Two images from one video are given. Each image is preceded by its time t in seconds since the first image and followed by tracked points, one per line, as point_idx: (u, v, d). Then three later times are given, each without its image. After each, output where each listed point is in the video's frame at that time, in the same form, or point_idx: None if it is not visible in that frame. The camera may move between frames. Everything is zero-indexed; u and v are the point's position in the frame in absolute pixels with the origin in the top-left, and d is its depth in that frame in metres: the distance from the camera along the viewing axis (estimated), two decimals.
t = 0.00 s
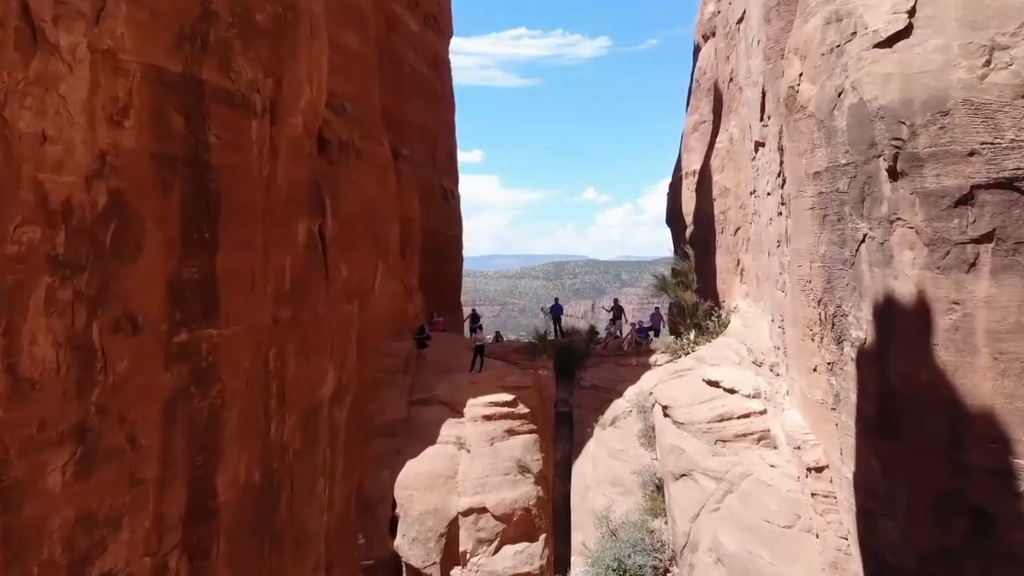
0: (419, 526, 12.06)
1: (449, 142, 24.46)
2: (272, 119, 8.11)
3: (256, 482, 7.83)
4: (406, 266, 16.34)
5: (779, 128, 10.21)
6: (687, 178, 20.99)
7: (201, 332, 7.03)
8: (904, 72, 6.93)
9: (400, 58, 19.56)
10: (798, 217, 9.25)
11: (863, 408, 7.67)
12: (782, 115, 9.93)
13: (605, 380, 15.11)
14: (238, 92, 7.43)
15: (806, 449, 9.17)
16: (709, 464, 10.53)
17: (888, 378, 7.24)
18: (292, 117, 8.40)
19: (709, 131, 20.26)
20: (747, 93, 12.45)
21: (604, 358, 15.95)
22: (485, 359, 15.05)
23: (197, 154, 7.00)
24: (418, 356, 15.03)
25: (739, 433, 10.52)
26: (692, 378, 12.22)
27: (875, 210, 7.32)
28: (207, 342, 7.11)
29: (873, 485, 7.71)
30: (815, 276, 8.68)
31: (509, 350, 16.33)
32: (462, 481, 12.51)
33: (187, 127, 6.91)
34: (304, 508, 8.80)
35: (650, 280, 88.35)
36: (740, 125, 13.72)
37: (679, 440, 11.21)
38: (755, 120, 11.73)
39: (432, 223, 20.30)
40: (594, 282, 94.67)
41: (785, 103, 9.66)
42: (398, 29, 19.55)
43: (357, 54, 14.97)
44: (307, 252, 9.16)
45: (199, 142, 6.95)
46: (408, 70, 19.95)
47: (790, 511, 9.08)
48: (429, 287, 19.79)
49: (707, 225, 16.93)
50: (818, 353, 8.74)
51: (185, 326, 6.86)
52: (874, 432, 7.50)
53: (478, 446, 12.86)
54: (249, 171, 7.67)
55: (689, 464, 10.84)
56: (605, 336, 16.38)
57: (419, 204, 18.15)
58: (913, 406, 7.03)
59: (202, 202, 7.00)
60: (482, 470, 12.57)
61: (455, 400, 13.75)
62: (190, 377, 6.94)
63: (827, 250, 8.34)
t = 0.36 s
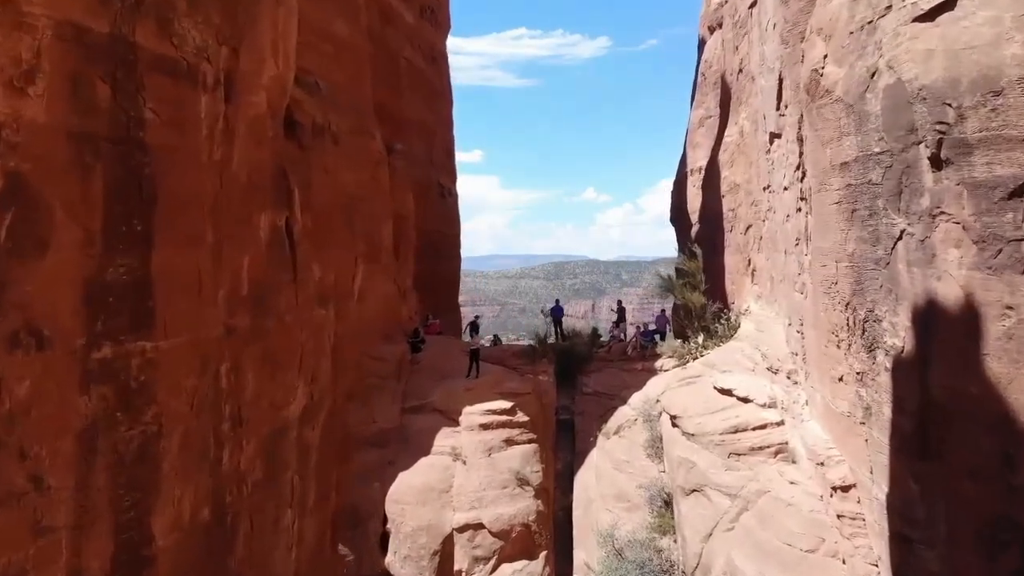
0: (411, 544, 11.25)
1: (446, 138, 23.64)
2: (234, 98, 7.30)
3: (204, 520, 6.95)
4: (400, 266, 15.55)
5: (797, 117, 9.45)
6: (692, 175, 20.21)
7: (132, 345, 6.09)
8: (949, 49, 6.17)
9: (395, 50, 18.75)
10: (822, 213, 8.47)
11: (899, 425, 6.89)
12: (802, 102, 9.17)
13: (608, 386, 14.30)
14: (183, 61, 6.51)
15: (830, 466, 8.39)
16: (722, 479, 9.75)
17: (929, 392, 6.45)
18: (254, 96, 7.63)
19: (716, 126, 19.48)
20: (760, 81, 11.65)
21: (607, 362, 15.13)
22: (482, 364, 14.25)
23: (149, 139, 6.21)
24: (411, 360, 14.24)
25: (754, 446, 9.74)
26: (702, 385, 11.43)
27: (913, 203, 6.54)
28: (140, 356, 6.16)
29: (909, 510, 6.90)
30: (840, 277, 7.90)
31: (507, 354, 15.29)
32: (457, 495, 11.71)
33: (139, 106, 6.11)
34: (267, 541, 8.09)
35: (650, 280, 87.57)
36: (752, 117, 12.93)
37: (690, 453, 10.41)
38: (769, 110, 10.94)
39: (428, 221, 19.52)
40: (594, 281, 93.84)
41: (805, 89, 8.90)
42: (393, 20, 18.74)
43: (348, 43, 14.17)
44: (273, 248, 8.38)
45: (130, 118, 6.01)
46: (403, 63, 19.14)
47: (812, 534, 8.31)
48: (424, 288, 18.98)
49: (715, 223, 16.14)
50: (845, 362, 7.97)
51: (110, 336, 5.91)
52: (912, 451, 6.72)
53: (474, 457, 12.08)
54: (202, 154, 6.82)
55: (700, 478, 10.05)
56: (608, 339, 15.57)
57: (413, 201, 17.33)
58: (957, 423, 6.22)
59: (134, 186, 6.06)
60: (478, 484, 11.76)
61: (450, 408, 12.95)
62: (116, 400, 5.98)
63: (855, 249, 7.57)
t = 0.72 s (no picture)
0: (404, 562, 10.36)
1: (444, 135, 22.94)
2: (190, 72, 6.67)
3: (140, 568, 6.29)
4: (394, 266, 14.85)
5: (818, 106, 8.78)
6: (698, 173, 19.50)
7: (47, 365, 5.33)
8: (999, 21, 5.39)
9: (391, 43, 18.06)
10: (847, 209, 7.79)
11: (940, 443, 6.19)
12: (823, 90, 8.51)
13: (611, 392, 13.56)
14: (114, 23, 5.72)
15: (857, 485, 7.71)
16: (736, 495, 9.03)
17: (975, 406, 5.71)
18: (209, 67, 6.99)
19: (723, 121, 18.78)
20: (774, 71, 10.97)
21: (611, 366, 14.38)
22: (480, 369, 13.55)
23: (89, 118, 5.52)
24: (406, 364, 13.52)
25: (771, 460, 9.03)
26: (713, 393, 10.74)
27: (958, 195, 5.83)
28: (55, 379, 5.39)
29: (952, 538, 6.15)
30: (870, 279, 7.22)
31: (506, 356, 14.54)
32: (452, 510, 10.89)
33: (78, 82, 5.43)
34: None
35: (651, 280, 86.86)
36: (765, 110, 12.24)
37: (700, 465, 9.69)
38: (785, 100, 10.26)
39: (424, 220, 18.83)
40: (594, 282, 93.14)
41: (828, 75, 8.23)
42: (389, 13, 18.05)
43: (339, 33, 13.47)
44: (233, 242, 7.74)
45: (46, 87, 5.21)
46: (399, 57, 18.45)
47: (838, 558, 7.55)
48: (420, 289, 18.26)
49: (723, 222, 15.43)
50: (875, 371, 7.29)
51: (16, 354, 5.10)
52: (955, 471, 6.00)
53: (471, 469, 11.35)
54: (140, 134, 6.09)
55: (713, 494, 9.31)
56: (612, 342, 14.85)
57: (408, 199, 16.61)
58: (1004, 441, 5.43)
59: (48, 171, 5.27)
60: (475, 497, 11.00)
61: (446, 416, 12.22)
62: (21, 432, 5.16)
63: (887, 248, 6.89)
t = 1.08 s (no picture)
0: None
1: (440, 131, 22.13)
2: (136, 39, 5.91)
3: None
4: (387, 267, 14.07)
5: (848, 90, 7.97)
6: (705, 169, 18.66)
7: None
8: None
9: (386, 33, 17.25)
10: (885, 203, 6.98)
11: (999, 470, 5.36)
12: (855, 73, 7.70)
13: (616, 400, 12.72)
14: None
15: (896, 512, 6.90)
16: (756, 517, 8.22)
17: None
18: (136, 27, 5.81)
19: (731, 116, 17.94)
20: (793, 56, 10.17)
21: (615, 372, 13.53)
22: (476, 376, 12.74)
23: None
24: (397, 371, 12.69)
25: (794, 479, 8.23)
26: (729, 404, 9.92)
27: None
28: None
29: None
30: (914, 282, 6.41)
31: (505, 364, 13.63)
32: (446, 530, 10.00)
33: None
34: None
35: (652, 281, 86.06)
36: (780, 100, 11.45)
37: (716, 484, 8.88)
38: (806, 87, 9.46)
39: (419, 218, 18.01)
40: (594, 282, 92.33)
41: (861, 55, 7.42)
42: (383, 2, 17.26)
43: (326, 19, 12.67)
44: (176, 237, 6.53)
45: None
46: (394, 48, 17.64)
47: None
48: (414, 291, 17.45)
49: (734, 220, 14.59)
50: (918, 386, 6.48)
51: None
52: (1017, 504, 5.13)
53: (467, 486, 10.51)
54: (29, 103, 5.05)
55: (729, 516, 8.51)
56: (617, 347, 13.96)
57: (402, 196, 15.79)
58: None
59: None
60: (471, 516, 10.15)
61: (439, 427, 11.40)
62: None
63: (935, 247, 6.08)
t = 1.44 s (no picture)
0: None
1: (437, 126, 21.37)
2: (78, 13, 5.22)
3: None
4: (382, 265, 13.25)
5: (880, 73, 7.27)
6: (712, 166, 17.89)
7: None
8: None
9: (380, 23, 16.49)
10: (926, 196, 6.27)
11: None
12: (889, 53, 6.99)
13: (622, 409, 11.87)
14: None
15: (938, 541, 6.19)
16: (777, 541, 7.51)
17: None
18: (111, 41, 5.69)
19: (740, 110, 17.18)
20: (813, 39, 9.43)
21: (619, 378, 12.72)
22: (473, 382, 11.91)
23: None
24: (389, 378, 11.93)
25: (818, 500, 7.51)
26: (745, 416, 9.19)
27: None
28: None
29: None
30: (962, 284, 5.70)
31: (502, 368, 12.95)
32: (440, 550, 9.28)
33: None
34: None
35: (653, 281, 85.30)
36: (798, 88, 10.72)
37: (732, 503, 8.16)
38: (830, 72, 8.72)
39: (415, 218, 17.29)
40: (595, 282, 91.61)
41: (897, 33, 6.71)
42: None
43: (314, 3, 11.90)
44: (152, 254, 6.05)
45: None
46: (389, 39, 16.88)
47: None
48: (409, 291, 16.71)
49: (745, 218, 13.81)
50: (967, 401, 5.77)
51: None
52: None
53: (463, 502, 9.74)
54: None
55: (747, 539, 7.80)
56: (623, 351, 13.15)
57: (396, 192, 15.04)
58: None
59: None
60: (467, 535, 9.42)
61: (433, 438, 10.58)
62: None
63: (988, 245, 5.37)
